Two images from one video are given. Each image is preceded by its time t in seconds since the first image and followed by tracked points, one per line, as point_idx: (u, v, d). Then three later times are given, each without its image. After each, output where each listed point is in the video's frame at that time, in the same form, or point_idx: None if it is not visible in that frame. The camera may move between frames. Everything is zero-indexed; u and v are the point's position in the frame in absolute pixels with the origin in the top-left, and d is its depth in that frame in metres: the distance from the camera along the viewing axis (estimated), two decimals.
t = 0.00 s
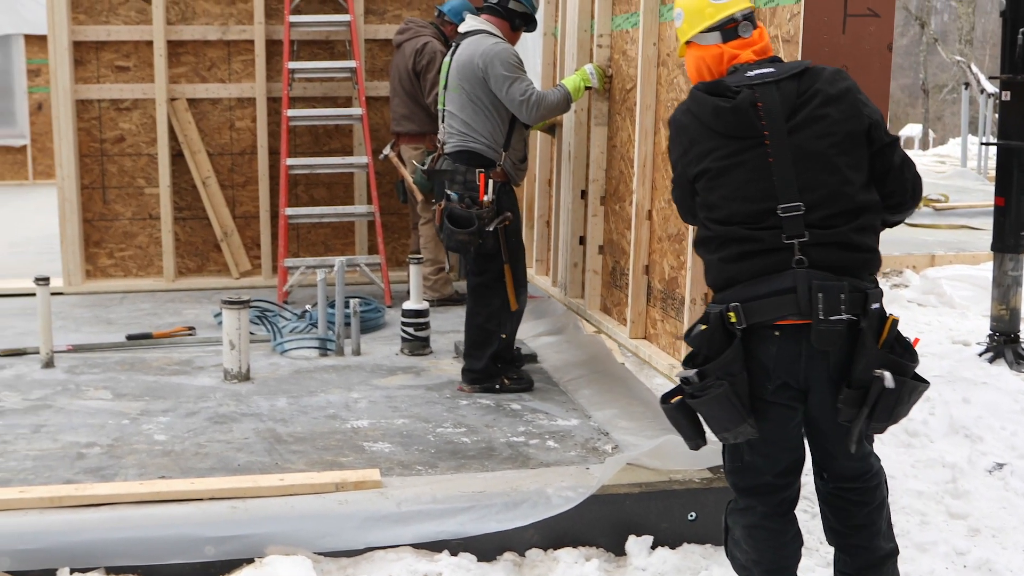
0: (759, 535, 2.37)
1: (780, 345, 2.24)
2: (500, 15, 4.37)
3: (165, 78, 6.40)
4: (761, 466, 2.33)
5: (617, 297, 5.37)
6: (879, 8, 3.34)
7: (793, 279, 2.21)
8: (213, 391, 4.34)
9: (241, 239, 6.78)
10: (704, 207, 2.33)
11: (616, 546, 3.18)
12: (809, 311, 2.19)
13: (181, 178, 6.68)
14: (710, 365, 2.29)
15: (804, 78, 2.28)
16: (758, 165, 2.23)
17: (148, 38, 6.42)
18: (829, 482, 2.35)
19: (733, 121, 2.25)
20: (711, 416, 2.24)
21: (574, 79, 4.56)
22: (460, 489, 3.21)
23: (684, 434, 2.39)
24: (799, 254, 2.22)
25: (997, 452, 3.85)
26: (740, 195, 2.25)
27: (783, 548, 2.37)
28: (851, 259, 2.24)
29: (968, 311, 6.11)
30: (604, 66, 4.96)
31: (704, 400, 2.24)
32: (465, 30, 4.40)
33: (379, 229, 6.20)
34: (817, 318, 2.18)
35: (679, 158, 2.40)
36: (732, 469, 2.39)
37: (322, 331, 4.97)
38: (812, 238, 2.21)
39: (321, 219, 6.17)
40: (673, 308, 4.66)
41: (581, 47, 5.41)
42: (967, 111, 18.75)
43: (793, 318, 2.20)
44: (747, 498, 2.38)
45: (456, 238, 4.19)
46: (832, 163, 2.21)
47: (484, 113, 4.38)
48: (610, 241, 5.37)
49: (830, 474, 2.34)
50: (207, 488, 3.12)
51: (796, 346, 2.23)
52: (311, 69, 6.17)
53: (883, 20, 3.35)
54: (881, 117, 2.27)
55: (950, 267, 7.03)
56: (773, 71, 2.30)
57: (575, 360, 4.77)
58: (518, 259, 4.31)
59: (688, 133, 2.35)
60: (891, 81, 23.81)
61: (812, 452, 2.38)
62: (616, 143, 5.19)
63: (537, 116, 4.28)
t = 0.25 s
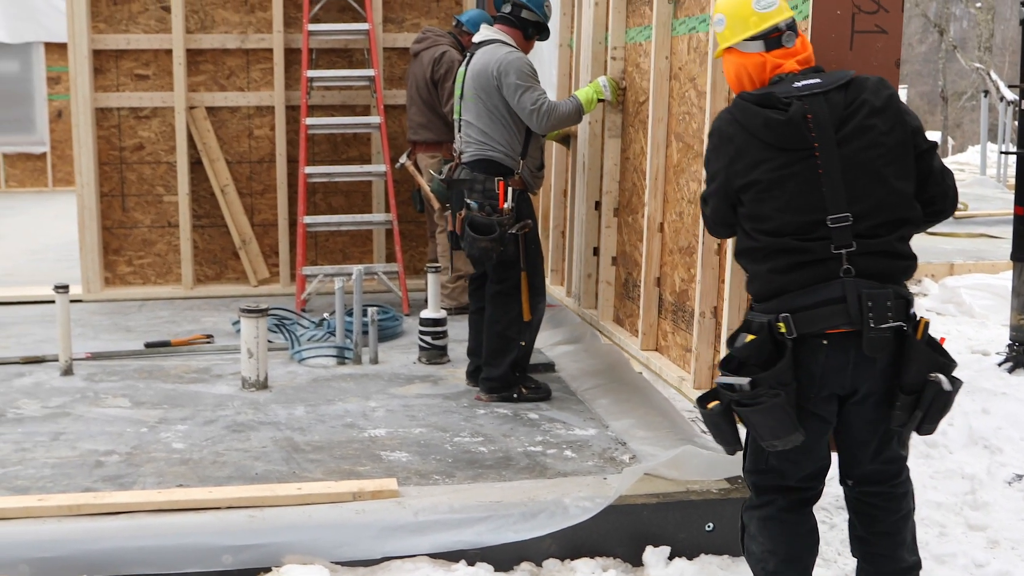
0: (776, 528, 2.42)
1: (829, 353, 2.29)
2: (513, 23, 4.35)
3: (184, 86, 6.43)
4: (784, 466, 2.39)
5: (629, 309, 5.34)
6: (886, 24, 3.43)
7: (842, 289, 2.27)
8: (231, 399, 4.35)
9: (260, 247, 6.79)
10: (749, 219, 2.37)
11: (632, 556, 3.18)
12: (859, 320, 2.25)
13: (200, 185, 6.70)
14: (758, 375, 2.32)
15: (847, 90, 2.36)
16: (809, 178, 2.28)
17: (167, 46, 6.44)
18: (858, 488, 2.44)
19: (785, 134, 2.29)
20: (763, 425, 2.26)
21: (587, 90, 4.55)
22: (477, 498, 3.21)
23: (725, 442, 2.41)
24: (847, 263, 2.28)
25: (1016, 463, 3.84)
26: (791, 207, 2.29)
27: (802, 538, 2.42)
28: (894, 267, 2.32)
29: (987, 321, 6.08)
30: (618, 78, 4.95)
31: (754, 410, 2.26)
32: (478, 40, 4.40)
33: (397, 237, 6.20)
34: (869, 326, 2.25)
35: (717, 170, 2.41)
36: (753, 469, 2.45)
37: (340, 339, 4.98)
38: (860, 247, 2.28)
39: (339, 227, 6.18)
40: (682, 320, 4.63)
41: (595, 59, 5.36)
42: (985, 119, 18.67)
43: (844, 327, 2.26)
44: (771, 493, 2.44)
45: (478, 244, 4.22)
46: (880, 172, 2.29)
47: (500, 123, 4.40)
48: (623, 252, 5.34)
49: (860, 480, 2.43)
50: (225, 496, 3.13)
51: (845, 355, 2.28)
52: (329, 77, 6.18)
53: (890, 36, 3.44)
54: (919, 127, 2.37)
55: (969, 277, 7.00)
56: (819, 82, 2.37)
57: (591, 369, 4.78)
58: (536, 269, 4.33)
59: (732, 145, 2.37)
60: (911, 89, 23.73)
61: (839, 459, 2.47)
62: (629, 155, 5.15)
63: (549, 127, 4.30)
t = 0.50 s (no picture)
0: (774, 517, 2.44)
1: (847, 359, 2.31)
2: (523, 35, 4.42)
3: (200, 96, 6.45)
4: (788, 464, 2.40)
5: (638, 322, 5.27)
6: (888, 41, 3.24)
7: (861, 296, 2.30)
8: (246, 409, 4.36)
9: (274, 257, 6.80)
10: (770, 228, 2.39)
11: (646, 568, 3.20)
12: (879, 327, 2.28)
13: (215, 196, 6.72)
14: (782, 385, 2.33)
15: (867, 97, 2.36)
16: (831, 188, 2.30)
17: (184, 56, 6.47)
18: (874, 497, 2.45)
19: (807, 144, 2.30)
20: (796, 431, 2.27)
21: (594, 104, 4.57)
22: (491, 510, 3.21)
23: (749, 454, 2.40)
24: (866, 271, 2.31)
25: None
26: (813, 217, 2.31)
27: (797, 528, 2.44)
28: (913, 274, 2.35)
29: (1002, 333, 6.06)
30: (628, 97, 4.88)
31: (788, 417, 2.27)
32: (489, 53, 4.48)
33: (411, 247, 6.21)
34: (889, 333, 2.28)
35: (738, 178, 2.43)
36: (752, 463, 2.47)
37: (354, 349, 4.99)
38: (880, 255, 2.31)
39: (354, 237, 6.19)
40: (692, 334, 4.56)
41: (607, 74, 5.26)
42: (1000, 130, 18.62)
43: (864, 334, 2.29)
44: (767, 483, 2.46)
45: (485, 252, 4.24)
46: (899, 181, 2.31)
47: (508, 134, 4.44)
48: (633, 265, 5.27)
49: (876, 489, 2.45)
50: (239, 507, 3.13)
51: (865, 360, 2.31)
52: (344, 88, 6.20)
53: (892, 53, 3.25)
54: (935, 134, 2.39)
55: (984, 288, 6.98)
56: (839, 92, 2.36)
57: (604, 380, 4.78)
58: (548, 274, 4.32)
59: (754, 155, 2.38)
60: (926, 99, 23.68)
61: (854, 467, 2.49)
62: (639, 170, 5.11)
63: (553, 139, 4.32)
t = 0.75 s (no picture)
0: (783, 535, 2.46)
1: (825, 369, 2.35)
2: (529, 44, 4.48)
3: (213, 104, 6.48)
4: (789, 474, 2.44)
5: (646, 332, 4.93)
6: (887, 54, 3.25)
7: (838, 305, 2.34)
8: (258, 416, 4.38)
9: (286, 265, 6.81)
10: (749, 240, 2.44)
11: None
12: (854, 337, 2.32)
13: (227, 203, 6.74)
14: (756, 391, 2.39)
15: (842, 109, 2.39)
16: (805, 200, 2.34)
17: (196, 65, 6.49)
18: (869, 501, 2.48)
19: (780, 158, 2.35)
20: (762, 439, 2.33)
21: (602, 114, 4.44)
22: (501, 518, 3.21)
23: (728, 456, 2.48)
24: (843, 281, 2.35)
25: None
26: (789, 229, 2.36)
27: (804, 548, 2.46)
28: (887, 284, 2.37)
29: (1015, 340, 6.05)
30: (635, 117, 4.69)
31: (753, 425, 2.33)
32: (495, 61, 4.52)
33: (423, 254, 6.21)
34: (863, 343, 2.31)
35: (719, 193, 2.49)
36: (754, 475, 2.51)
37: (366, 357, 5.00)
38: (857, 266, 2.34)
39: (365, 245, 6.20)
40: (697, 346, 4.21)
41: (615, 86, 5.06)
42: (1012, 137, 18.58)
43: (839, 344, 2.33)
44: (772, 501, 2.49)
45: (499, 264, 4.30)
46: (875, 192, 2.33)
47: (517, 140, 4.47)
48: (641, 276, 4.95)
49: (871, 494, 2.47)
50: (251, 514, 3.14)
51: (842, 369, 2.35)
52: (356, 96, 6.22)
53: (891, 66, 3.26)
54: (911, 143, 2.41)
55: (997, 296, 6.96)
56: (813, 104, 2.40)
57: (617, 388, 4.77)
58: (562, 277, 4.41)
59: (731, 170, 2.44)
60: (939, 105, 23.65)
61: (850, 471, 2.51)
62: (647, 179, 4.80)
63: (559, 145, 4.33)
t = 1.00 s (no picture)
0: (788, 544, 2.48)
1: (820, 374, 2.39)
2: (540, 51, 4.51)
3: (224, 109, 6.50)
4: (793, 483, 2.46)
5: (654, 339, 4.94)
6: (889, 66, 3.21)
7: (831, 310, 2.37)
8: (268, 421, 4.38)
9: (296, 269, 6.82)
10: (741, 249, 2.49)
11: None
12: (849, 342, 2.35)
13: (238, 208, 6.76)
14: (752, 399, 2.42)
15: (824, 115, 2.44)
16: (793, 206, 2.38)
17: (207, 70, 6.51)
18: (870, 500, 2.50)
19: (766, 166, 2.39)
20: (762, 448, 2.36)
21: (613, 122, 4.52)
22: (511, 524, 3.21)
23: (731, 465, 2.52)
24: (835, 285, 2.38)
25: None
26: (779, 236, 2.40)
27: (809, 558, 2.47)
28: (883, 285, 2.40)
29: None
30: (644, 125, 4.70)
31: (753, 434, 2.36)
32: (508, 67, 4.55)
33: (433, 259, 6.22)
34: (858, 347, 2.35)
35: (709, 204, 2.54)
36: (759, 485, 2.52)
37: (375, 362, 5.00)
38: (848, 269, 2.37)
39: (375, 250, 6.21)
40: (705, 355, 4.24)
41: (625, 97, 5.06)
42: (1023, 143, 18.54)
43: (835, 349, 2.36)
44: (778, 510, 2.50)
45: (509, 270, 4.29)
46: (862, 195, 2.37)
47: (529, 149, 4.52)
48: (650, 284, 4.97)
49: (871, 493, 2.49)
50: (261, 519, 3.14)
51: (837, 373, 2.38)
52: (367, 101, 6.23)
53: (894, 77, 3.21)
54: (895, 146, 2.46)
55: (1008, 303, 6.95)
56: (795, 112, 2.45)
57: (626, 394, 4.77)
58: (567, 288, 4.40)
59: (718, 181, 2.49)
60: (949, 111, 23.62)
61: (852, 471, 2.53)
62: (656, 191, 4.81)
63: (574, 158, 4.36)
